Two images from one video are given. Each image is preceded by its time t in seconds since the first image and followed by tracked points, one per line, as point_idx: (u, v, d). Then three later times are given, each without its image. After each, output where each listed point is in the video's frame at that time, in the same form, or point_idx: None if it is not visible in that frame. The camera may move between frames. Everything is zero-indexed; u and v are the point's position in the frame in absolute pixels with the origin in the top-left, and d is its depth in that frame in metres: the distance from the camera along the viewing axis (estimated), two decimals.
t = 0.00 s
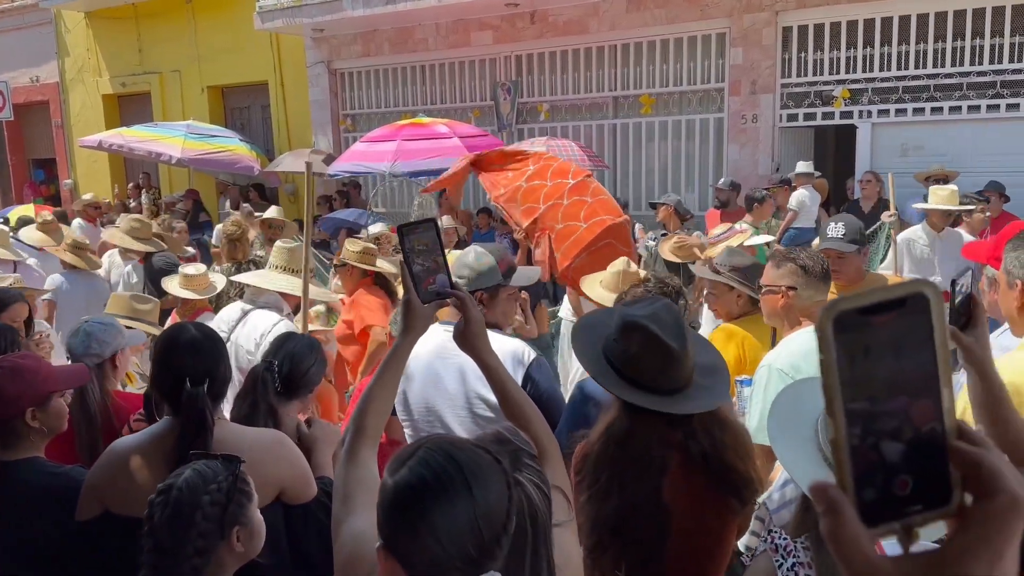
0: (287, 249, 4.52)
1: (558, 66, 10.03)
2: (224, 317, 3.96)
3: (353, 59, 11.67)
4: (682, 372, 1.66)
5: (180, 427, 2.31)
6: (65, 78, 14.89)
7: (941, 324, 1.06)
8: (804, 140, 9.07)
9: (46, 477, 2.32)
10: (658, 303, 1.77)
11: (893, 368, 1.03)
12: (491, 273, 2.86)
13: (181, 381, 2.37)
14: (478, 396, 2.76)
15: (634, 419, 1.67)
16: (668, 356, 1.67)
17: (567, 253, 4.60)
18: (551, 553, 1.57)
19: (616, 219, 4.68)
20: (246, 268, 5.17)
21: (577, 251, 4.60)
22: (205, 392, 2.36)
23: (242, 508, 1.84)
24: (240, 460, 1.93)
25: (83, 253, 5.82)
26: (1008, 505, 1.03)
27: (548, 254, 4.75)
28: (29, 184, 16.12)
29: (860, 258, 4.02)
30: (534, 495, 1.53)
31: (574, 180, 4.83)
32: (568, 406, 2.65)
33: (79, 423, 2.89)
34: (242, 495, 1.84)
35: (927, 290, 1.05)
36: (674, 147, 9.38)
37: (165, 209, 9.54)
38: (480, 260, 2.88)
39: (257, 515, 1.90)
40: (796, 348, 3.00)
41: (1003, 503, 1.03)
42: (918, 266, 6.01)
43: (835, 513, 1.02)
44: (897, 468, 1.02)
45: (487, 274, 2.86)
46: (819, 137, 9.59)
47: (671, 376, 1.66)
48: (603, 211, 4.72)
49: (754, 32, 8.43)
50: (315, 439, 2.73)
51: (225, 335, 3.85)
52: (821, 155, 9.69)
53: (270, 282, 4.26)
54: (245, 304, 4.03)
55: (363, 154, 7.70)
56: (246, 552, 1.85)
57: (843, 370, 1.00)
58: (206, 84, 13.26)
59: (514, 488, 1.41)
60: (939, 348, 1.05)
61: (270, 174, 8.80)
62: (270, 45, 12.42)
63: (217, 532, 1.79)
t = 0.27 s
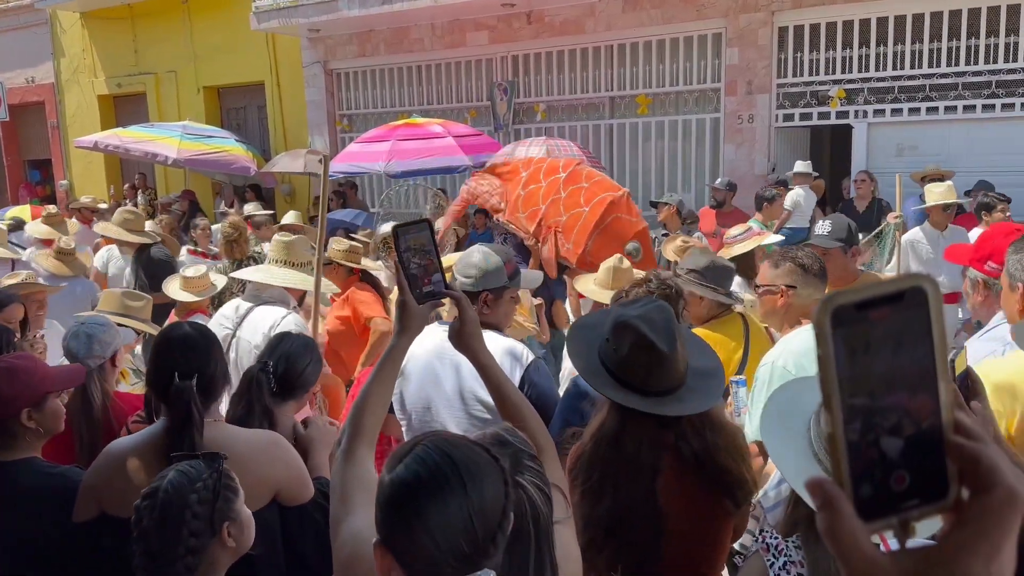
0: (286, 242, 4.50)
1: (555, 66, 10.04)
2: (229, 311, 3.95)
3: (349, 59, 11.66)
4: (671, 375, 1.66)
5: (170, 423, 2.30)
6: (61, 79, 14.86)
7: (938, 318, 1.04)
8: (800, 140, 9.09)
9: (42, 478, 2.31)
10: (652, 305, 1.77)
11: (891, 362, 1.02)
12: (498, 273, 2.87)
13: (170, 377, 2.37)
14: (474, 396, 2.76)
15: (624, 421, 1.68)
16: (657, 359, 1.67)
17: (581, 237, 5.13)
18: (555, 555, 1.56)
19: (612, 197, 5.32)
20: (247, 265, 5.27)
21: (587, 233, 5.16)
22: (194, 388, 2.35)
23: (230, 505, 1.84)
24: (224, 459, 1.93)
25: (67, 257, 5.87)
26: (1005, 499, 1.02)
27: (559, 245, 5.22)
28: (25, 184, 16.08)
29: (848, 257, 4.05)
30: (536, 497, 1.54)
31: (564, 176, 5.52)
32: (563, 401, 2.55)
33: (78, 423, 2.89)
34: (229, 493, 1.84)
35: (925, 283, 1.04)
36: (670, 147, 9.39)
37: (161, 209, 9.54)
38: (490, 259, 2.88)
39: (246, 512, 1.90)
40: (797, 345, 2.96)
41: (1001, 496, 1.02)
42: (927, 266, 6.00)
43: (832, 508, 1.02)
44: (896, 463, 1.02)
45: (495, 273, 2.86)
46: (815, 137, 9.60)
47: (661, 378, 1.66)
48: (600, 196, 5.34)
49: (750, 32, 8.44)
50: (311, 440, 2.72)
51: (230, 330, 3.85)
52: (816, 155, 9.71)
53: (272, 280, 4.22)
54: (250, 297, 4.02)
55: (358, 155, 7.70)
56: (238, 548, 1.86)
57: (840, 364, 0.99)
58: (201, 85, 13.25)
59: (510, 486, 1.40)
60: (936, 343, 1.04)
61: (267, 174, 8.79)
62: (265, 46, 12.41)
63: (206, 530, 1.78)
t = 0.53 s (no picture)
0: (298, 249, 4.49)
1: (551, 66, 10.04)
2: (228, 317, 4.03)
3: (345, 59, 11.65)
4: (662, 379, 1.66)
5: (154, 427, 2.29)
6: (56, 80, 14.84)
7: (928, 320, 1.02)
8: (795, 140, 9.10)
9: (38, 479, 2.31)
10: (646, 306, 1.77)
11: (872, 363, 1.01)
12: (507, 274, 2.87)
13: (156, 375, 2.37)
14: (470, 395, 2.76)
15: (615, 423, 1.69)
16: (648, 362, 1.66)
17: (600, 223, 4.92)
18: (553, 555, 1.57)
19: (625, 181, 5.12)
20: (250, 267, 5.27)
21: (606, 219, 4.95)
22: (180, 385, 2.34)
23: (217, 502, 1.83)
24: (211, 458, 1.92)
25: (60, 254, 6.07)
26: (985, 500, 1.01)
27: (576, 232, 5.00)
28: (20, 185, 16.06)
29: (848, 257, 4.06)
30: (534, 496, 1.54)
31: (572, 165, 5.33)
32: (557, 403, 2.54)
33: (76, 423, 2.89)
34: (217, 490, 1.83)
35: (912, 284, 1.02)
36: (666, 147, 9.39)
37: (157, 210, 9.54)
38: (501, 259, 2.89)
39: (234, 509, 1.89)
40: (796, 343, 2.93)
41: (982, 497, 1.01)
42: (933, 266, 5.94)
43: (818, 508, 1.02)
44: (883, 464, 1.02)
45: (502, 273, 2.86)
46: (811, 137, 9.62)
47: (653, 382, 1.66)
48: (613, 181, 5.14)
49: (746, 33, 8.45)
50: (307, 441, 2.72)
51: (231, 337, 3.92)
52: (812, 154, 9.73)
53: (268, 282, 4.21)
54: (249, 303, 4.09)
55: (353, 155, 7.69)
56: (228, 545, 1.85)
57: (819, 363, 1.00)
58: (197, 86, 13.23)
59: (503, 485, 1.40)
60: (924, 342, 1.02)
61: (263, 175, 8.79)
62: (261, 46, 12.40)
63: (194, 527, 1.78)
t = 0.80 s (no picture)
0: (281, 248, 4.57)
1: (546, 66, 10.05)
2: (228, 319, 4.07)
3: (340, 60, 11.64)
4: (655, 379, 1.67)
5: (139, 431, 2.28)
6: (51, 81, 14.80)
7: (903, 321, 1.05)
8: (790, 140, 9.12)
9: (35, 481, 2.31)
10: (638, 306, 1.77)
11: (832, 369, 1.03)
12: (510, 271, 2.85)
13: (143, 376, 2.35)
14: (469, 396, 2.75)
15: (607, 424, 1.70)
16: (641, 362, 1.68)
17: (613, 241, 5.09)
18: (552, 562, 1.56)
19: (638, 197, 5.21)
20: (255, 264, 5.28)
21: (618, 236, 5.11)
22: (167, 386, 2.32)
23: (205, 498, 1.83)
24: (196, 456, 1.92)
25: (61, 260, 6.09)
26: (962, 502, 0.99)
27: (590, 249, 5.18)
28: (15, 186, 16.01)
29: (859, 256, 4.05)
30: (533, 497, 1.54)
31: (584, 179, 5.42)
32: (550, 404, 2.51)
33: (74, 424, 2.88)
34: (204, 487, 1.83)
35: (886, 286, 1.04)
36: (662, 147, 9.40)
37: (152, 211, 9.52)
38: (501, 258, 2.87)
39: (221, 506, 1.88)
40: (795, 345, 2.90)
41: (955, 501, 0.99)
42: (933, 265, 5.93)
43: (797, 512, 1.04)
44: (865, 468, 1.02)
45: (505, 273, 2.85)
46: (805, 138, 9.64)
47: (644, 382, 1.67)
48: (625, 196, 5.24)
49: (741, 33, 8.46)
50: (302, 442, 2.72)
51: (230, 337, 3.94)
52: (807, 154, 9.75)
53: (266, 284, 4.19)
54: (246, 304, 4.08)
55: (348, 156, 7.68)
56: (218, 542, 1.85)
57: (795, 366, 1.02)
58: (192, 86, 13.21)
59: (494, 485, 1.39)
60: (901, 348, 1.05)
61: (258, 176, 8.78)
62: (257, 47, 12.38)
63: (185, 522, 1.78)
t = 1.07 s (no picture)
0: (265, 248, 4.71)
1: (541, 67, 10.06)
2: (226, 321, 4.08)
3: (335, 60, 11.63)
4: (645, 378, 1.67)
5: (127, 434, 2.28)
6: (45, 82, 14.77)
7: (888, 320, 1.05)
8: (784, 141, 9.14)
9: (30, 481, 2.29)
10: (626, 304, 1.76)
11: (816, 364, 1.04)
12: (497, 273, 2.84)
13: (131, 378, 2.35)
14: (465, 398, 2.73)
15: (599, 422, 1.70)
16: (630, 363, 1.66)
17: (627, 245, 5.20)
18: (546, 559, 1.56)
19: (639, 191, 5.22)
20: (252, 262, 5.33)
21: (630, 239, 5.20)
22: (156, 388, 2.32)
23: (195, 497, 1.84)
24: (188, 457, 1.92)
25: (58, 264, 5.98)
26: (948, 504, 1.02)
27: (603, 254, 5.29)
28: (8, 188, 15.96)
29: (859, 260, 4.02)
30: (529, 497, 1.53)
31: (578, 184, 5.40)
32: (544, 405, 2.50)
33: (78, 427, 2.86)
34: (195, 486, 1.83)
35: (871, 286, 1.05)
36: (657, 148, 9.41)
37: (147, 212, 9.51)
38: (490, 257, 2.86)
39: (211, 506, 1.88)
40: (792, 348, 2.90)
41: (944, 502, 1.02)
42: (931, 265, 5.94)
43: (782, 512, 1.06)
44: (850, 468, 1.04)
45: (497, 271, 2.84)
46: (800, 138, 9.66)
47: (636, 381, 1.66)
48: (626, 192, 5.25)
49: (735, 34, 8.47)
50: (297, 443, 2.72)
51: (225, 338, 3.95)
52: (801, 155, 9.77)
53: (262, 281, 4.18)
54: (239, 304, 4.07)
55: (343, 157, 7.68)
56: (209, 541, 1.85)
57: (778, 364, 1.04)
58: (187, 87, 13.19)
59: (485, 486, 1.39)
60: (885, 343, 1.05)
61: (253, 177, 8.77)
62: (251, 48, 12.37)
63: (174, 521, 1.78)
